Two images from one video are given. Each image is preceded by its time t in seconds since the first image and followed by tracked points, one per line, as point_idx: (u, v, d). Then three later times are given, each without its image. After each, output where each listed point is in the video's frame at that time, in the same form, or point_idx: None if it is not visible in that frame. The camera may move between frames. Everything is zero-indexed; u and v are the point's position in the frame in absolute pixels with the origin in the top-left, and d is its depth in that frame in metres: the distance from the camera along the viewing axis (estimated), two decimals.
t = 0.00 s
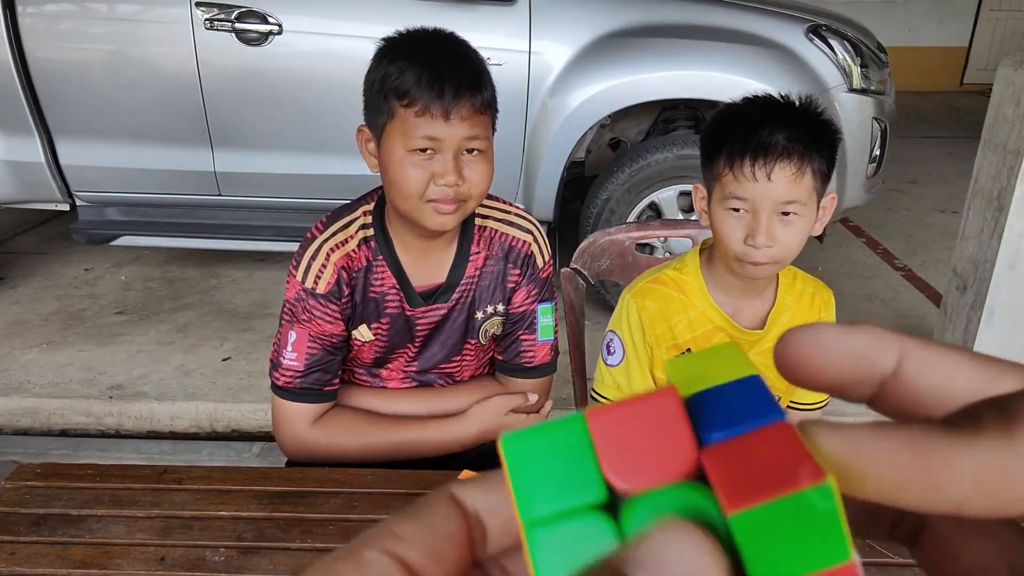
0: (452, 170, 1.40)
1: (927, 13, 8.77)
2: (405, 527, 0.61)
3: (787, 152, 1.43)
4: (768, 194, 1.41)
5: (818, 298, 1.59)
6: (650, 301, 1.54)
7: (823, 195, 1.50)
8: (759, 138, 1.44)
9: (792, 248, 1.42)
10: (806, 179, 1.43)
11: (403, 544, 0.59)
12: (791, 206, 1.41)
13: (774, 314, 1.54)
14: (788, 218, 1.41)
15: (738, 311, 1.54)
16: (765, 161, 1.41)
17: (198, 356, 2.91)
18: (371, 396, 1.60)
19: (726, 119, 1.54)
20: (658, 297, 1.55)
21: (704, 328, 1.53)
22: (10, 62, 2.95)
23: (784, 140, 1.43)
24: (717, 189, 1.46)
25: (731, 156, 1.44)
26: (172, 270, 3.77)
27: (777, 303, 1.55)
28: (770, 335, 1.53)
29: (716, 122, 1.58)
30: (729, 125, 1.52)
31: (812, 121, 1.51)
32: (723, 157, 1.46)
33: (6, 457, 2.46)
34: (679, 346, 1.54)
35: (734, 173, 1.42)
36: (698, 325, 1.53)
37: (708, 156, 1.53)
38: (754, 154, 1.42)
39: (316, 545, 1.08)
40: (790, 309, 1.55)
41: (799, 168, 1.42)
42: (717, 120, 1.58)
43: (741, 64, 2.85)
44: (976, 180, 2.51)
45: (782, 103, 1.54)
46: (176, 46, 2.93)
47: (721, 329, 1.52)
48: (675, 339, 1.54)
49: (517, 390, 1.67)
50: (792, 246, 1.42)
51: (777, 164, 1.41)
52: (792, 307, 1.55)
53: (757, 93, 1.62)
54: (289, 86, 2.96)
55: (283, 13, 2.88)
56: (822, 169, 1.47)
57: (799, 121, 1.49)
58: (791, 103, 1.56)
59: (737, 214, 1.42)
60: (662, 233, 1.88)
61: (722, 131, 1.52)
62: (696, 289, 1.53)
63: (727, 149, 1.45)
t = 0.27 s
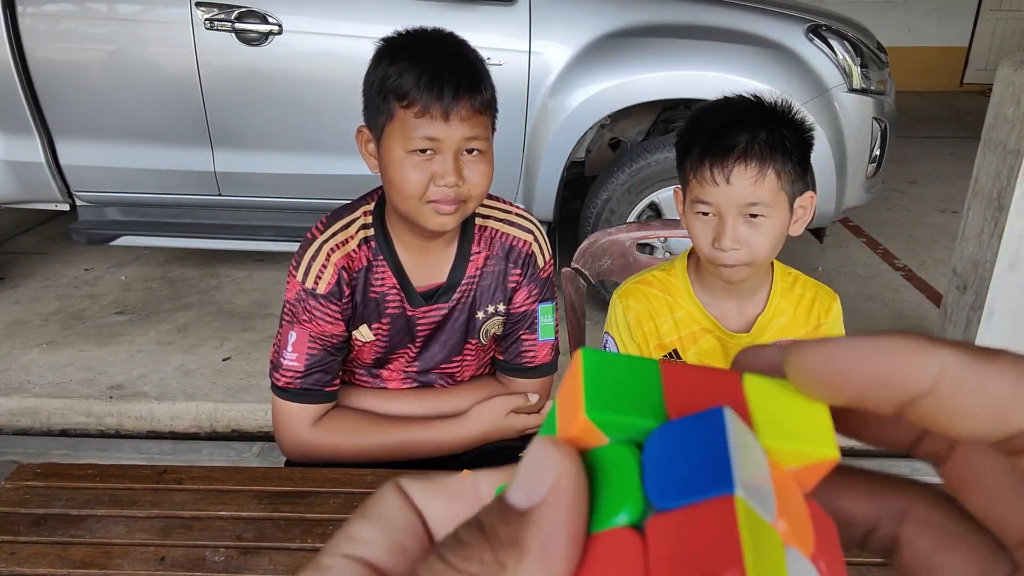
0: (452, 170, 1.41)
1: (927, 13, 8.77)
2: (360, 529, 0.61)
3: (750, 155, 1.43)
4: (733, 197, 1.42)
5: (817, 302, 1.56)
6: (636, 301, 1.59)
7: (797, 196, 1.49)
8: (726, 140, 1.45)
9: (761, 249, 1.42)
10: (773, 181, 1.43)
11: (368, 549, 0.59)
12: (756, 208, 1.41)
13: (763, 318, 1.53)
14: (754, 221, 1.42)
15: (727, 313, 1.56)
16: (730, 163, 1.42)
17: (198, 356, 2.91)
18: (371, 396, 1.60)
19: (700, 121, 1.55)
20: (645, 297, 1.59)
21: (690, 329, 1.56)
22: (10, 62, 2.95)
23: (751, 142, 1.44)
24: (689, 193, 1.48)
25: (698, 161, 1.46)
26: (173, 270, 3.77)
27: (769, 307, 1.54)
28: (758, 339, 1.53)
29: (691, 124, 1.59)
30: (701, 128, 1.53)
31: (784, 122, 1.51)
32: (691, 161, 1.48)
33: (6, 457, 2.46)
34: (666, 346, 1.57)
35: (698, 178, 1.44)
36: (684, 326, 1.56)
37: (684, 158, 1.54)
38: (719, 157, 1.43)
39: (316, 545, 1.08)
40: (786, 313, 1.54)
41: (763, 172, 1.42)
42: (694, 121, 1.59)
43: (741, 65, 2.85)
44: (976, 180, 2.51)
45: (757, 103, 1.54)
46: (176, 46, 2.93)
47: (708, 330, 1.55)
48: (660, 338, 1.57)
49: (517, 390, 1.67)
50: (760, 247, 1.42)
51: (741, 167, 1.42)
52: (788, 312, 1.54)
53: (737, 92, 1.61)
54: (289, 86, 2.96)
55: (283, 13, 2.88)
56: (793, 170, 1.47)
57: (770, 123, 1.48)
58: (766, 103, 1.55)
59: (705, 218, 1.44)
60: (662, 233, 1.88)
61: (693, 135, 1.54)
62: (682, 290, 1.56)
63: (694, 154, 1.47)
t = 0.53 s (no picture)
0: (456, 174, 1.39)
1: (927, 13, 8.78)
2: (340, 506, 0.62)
3: (753, 161, 1.43)
4: (732, 199, 1.41)
5: (815, 306, 1.54)
6: (631, 298, 1.59)
7: (797, 202, 1.48)
8: (727, 144, 1.45)
9: (759, 253, 1.42)
10: (774, 186, 1.43)
11: (349, 526, 0.60)
12: (756, 212, 1.41)
13: (757, 320, 1.53)
14: (753, 224, 1.41)
15: (721, 313, 1.56)
16: (730, 166, 1.42)
17: (198, 356, 2.91)
18: (371, 396, 1.60)
19: (701, 123, 1.55)
20: (641, 293, 1.59)
21: (683, 328, 1.56)
22: (10, 61, 2.95)
23: (751, 147, 1.44)
24: (688, 194, 1.48)
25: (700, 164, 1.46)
26: (173, 270, 3.77)
27: (764, 309, 1.53)
28: (750, 341, 1.53)
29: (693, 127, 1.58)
30: (703, 131, 1.52)
31: (785, 129, 1.50)
32: (692, 164, 1.47)
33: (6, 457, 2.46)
34: (659, 344, 1.58)
35: (699, 180, 1.44)
36: (678, 325, 1.56)
37: (684, 160, 1.54)
38: (719, 160, 1.43)
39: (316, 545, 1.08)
40: (783, 315, 1.53)
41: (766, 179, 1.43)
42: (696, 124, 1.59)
43: (741, 64, 2.85)
44: (976, 180, 2.51)
45: (759, 108, 1.54)
46: (176, 46, 2.93)
47: (701, 330, 1.55)
48: (653, 336, 1.58)
49: (518, 389, 1.67)
50: (759, 252, 1.41)
51: (741, 170, 1.42)
52: (785, 314, 1.53)
53: (741, 98, 1.61)
54: (289, 86, 2.96)
55: (283, 14, 2.88)
56: (793, 177, 1.46)
57: (771, 129, 1.48)
58: (769, 109, 1.55)
59: (705, 220, 1.43)
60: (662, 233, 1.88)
61: (694, 138, 1.53)
62: (678, 289, 1.56)
63: (695, 157, 1.47)
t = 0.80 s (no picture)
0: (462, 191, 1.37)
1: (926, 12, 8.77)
2: (385, 522, 0.61)
3: (751, 160, 1.43)
4: (732, 200, 1.42)
5: (813, 302, 1.56)
6: (632, 299, 1.59)
7: (796, 202, 1.49)
8: (727, 144, 1.45)
9: (759, 254, 1.42)
10: (774, 187, 1.43)
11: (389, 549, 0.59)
12: (756, 213, 1.41)
13: (758, 319, 1.53)
14: (752, 226, 1.42)
15: (721, 312, 1.56)
16: (730, 167, 1.42)
17: (198, 356, 2.91)
18: (371, 396, 1.61)
19: (701, 122, 1.55)
20: (641, 294, 1.59)
21: (685, 328, 1.56)
22: (10, 61, 2.95)
23: (751, 147, 1.44)
24: (688, 194, 1.48)
25: (700, 161, 1.46)
26: (173, 270, 3.77)
27: (764, 307, 1.53)
28: (752, 340, 1.53)
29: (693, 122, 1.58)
30: (704, 129, 1.52)
31: (786, 129, 1.50)
32: (693, 162, 1.47)
33: (6, 457, 2.46)
34: (661, 345, 1.58)
35: (698, 179, 1.44)
36: (680, 325, 1.56)
37: (683, 159, 1.54)
38: (719, 160, 1.43)
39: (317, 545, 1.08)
40: (783, 313, 1.54)
41: (766, 179, 1.42)
42: (697, 119, 1.59)
43: (740, 64, 2.85)
44: (976, 180, 2.51)
45: (759, 107, 1.53)
46: (176, 47, 2.93)
47: (703, 330, 1.55)
48: (657, 337, 1.58)
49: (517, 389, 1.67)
50: (758, 253, 1.42)
51: (741, 170, 1.42)
52: (785, 312, 1.54)
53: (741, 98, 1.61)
54: (289, 86, 2.96)
55: (283, 14, 2.88)
56: (793, 177, 1.46)
57: (771, 129, 1.48)
58: (770, 108, 1.55)
59: (704, 220, 1.44)
60: (663, 233, 1.88)
61: (694, 135, 1.54)
62: (679, 289, 1.57)
63: (695, 155, 1.47)
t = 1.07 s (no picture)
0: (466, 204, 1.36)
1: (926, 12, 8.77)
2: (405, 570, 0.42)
3: (740, 166, 1.43)
4: (718, 205, 1.42)
5: (810, 293, 1.56)
6: (638, 292, 1.59)
7: (788, 212, 1.48)
8: (720, 149, 1.45)
9: (744, 260, 1.43)
10: (763, 196, 1.43)
11: None
12: (741, 220, 1.42)
13: (756, 312, 1.54)
14: (739, 232, 1.43)
15: (723, 306, 1.56)
16: (719, 172, 1.43)
17: (198, 356, 2.91)
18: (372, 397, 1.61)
19: (702, 124, 1.55)
20: (646, 288, 1.60)
21: (689, 321, 1.57)
22: (10, 61, 2.95)
23: (742, 154, 1.44)
24: (682, 195, 1.50)
25: (693, 165, 1.47)
26: (173, 270, 3.77)
27: (761, 301, 1.54)
28: (751, 333, 1.54)
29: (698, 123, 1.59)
30: (703, 131, 1.53)
31: (783, 137, 1.49)
32: (687, 164, 1.49)
33: (6, 457, 2.47)
34: (664, 338, 1.59)
35: (688, 182, 1.46)
36: (684, 318, 1.57)
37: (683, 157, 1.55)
38: (709, 165, 1.44)
39: (317, 545, 1.08)
40: (779, 306, 1.55)
41: (754, 186, 1.42)
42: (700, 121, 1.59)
43: (740, 64, 2.85)
44: (976, 180, 2.51)
45: (762, 112, 1.52)
46: (176, 47, 2.93)
47: (705, 324, 1.56)
48: (661, 330, 1.59)
49: (518, 389, 1.67)
50: (742, 260, 1.43)
51: (729, 177, 1.42)
52: (781, 305, 1.55)
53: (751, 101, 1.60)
54: (289, 86, 2.96)
55: (284, 14, 2.88)
56: (785, 185, 1.46)
57: (767, 138, 1.48)
58: (774, 113, 1.54)
59: (693, 223, 1.46)
60: (662, 233, 1.88)
61: (693, 138, 1.55)
62: (683, 283, 1.58)
63: (689, 158, 1.48)
